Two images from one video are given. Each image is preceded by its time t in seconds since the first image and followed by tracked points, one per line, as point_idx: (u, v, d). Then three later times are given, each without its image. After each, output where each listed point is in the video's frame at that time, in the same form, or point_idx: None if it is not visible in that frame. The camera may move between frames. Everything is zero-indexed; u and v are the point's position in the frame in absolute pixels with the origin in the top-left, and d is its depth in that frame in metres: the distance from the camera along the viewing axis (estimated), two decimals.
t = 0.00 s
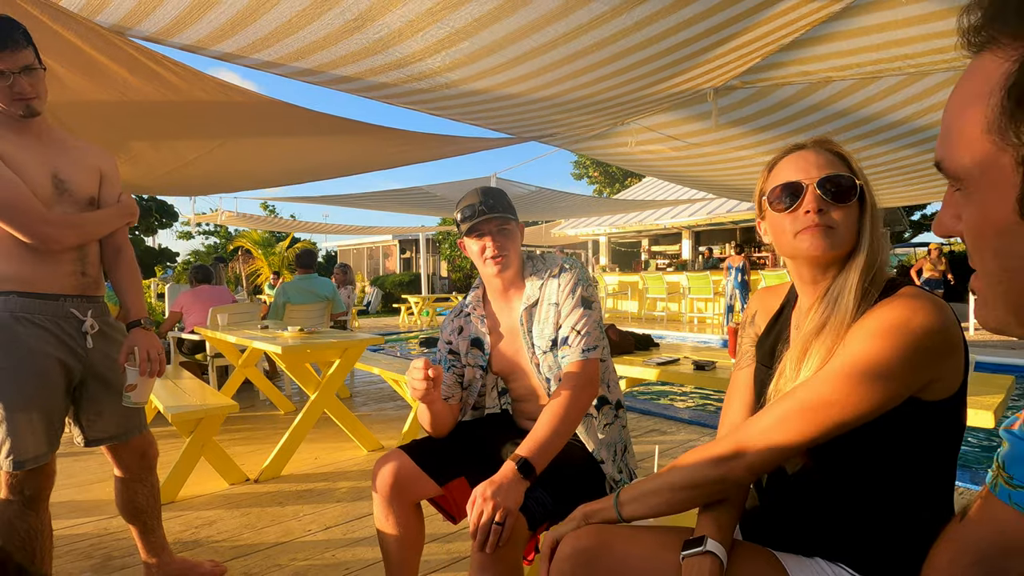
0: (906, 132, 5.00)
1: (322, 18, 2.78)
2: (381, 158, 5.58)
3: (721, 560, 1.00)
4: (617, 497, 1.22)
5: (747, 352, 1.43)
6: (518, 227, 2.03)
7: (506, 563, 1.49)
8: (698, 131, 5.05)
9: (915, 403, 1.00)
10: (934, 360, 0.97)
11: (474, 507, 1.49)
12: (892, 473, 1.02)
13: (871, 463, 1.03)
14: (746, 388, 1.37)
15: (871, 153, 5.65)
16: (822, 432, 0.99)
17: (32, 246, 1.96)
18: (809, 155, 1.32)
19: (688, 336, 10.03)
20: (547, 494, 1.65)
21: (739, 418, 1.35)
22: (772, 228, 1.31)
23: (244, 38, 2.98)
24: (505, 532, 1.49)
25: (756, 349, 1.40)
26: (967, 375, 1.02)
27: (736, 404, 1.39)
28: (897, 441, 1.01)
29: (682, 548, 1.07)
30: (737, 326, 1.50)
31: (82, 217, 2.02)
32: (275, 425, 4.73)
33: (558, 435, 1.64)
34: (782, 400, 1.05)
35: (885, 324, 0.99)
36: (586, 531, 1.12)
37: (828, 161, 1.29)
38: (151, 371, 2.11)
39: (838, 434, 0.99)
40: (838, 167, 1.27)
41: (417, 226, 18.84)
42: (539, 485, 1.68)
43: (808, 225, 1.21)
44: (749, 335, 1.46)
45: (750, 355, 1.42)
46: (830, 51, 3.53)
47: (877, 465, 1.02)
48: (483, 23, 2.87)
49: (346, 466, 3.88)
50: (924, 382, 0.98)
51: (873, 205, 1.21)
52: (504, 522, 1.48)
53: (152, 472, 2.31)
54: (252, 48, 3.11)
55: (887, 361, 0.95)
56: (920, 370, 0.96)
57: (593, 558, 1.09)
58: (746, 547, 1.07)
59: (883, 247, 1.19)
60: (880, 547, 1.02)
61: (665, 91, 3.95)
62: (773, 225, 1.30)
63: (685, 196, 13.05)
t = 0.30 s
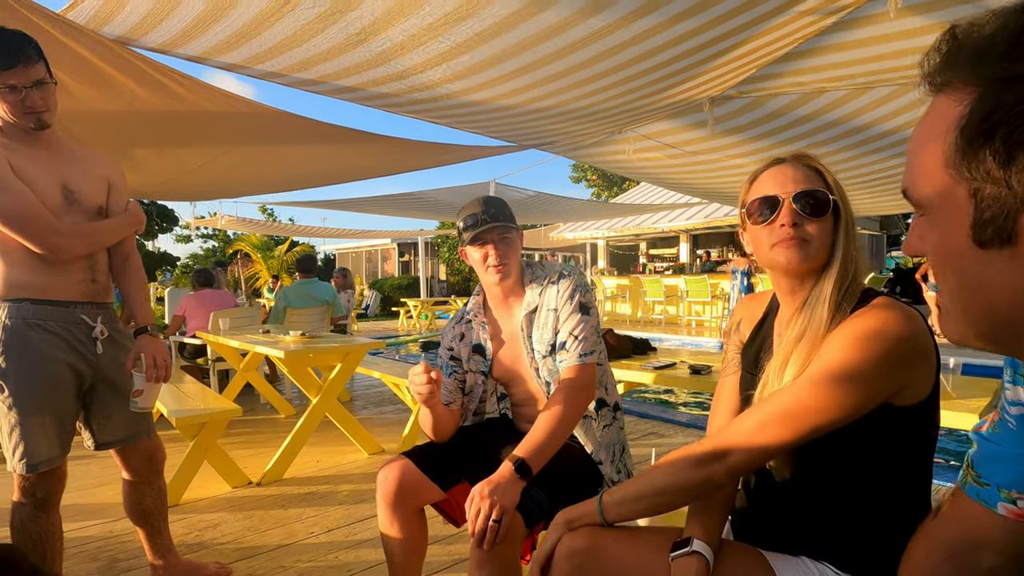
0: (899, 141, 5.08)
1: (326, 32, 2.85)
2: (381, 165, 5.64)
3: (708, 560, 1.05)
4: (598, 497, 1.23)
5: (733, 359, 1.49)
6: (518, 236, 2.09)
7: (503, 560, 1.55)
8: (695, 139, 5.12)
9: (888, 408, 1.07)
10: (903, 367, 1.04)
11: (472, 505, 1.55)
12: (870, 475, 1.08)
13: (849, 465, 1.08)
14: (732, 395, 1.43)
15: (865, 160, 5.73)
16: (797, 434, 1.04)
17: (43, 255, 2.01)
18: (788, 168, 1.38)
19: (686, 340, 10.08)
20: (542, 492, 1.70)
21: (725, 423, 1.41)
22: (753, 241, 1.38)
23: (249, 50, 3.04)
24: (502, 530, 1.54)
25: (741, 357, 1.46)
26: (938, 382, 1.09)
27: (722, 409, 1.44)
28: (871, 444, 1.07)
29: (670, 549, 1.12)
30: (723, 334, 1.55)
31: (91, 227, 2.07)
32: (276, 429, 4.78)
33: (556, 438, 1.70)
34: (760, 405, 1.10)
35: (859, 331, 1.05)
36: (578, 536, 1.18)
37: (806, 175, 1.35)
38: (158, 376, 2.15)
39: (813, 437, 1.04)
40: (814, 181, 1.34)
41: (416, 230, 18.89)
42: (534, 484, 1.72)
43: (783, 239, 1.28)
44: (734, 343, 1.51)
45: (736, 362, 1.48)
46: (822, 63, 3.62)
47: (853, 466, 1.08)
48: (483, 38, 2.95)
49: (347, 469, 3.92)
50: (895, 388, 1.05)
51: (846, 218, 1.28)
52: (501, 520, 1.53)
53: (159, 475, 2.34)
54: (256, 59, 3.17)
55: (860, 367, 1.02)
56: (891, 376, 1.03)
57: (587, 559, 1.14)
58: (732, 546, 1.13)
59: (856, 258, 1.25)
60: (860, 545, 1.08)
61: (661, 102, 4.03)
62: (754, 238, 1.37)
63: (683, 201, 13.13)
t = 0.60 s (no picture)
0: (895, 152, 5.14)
1: (331, 46, 2.90)
2: (383, 174, 5.70)
3: (708, 564, 1.08)
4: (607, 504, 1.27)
5: (728, 368, 1.52)
6: (519, 247, 2.13)
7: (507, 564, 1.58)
8: (694, 149, 5.17)
9: (881, 415, 1.11)
10: (896, 377, 1.08)
11: (476, 510, 1.58)
12: (862, 479, 1.11)
13: (842, 469, 1.12)
14: (728, 402, 1.46)
15: (862, 170, 5.78)
16: (796, 442, 1.08)
17: (53, 265, 2.04)
18: (776, 185, 1.43)
19: (685, 344, 10.12)
20: (545, 498, 1.73)
21: (722, 430, 1.45)
22: (746, 258, 1.43)
23: (255, 62, 3.09)
24: (504, 533, 1.58)
25: (737, 365, 1.49)
26: (928, 389, 1.13)
27: (718, 415, 1.48)
28: (863, 450, 1.11)
29: (670, 556, 1.15)
30: (718, 343, 1.58)
31: (100, 236, 2.11)
32: (278, 434, 4.81)
33: (560, 444, 1.74)
34: (760, 414, 1.13)
35: (852, 341, 1.09)
36: (581, 540, 1.22)
37: (793, 192, 1.39)
38: (163, 381, 2.18)
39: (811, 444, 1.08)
40: (801, 198, 1.38)
41: (416, 235, 18.95)
42: (538, 489, 1.76)
43: (773, 257, 1.32)
44: (729, 351, 1.54)
45: (731, 370, 1.51)
46: (819, 76, 3.67)
47: (845, 471, 1.12)
48: (486, 52, 3.00)
49: (349, 474, 3.96)
50: (888, 396, 1.09)
51: (834, 231, 1.32)
52: (504, 524, 1.57)
53: (166, 480, 2.39)
54: (262, 71, 3.23)
55: (855, 377, 1.05)
56: (884, 385, 1.07)
57: (590, 563, 1.18)
58: (731, 551, 1.16)
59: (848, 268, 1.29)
60: (853, 548, 1.11)
61: (661, 112, 4.08)
62: (746, 255, 1.42)
63: (682, 207, 13.20)
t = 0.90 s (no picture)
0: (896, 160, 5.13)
1: (331, 54, 2.90)
2: (384, 182, 5.70)
3: None
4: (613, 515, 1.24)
5: (728, 373, 1.49)
6: (517, 256, 2.09)
7: None
8: (695, 155, 5.17)
9: (884, 419, 1.09)
10: (896, 380, 1.06)
11: (493, 531, 1.58)
12: (869, 485, 1.09)
13: (849, 477, 1.10)
14: (728, 408, 1.44)
15: (864, 177, 5.77)
16: (797, 451, 1.06)
17: (50, 273, 2.03)
18: (767, 189, 1.42)
19: (686, 349, 10.10)
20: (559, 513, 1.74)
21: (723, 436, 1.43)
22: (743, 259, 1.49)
23: (255, 70, 3.09)
24: (524, 554, 1.59)
25: (737, 371, 1.47)
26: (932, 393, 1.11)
27: (720, 418, 1.46)
28: (869, 455, 1.08)
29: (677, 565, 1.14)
30: (718, 347, 1.56)
31: (98, 243, 2.10)
32: (278, 440, 4.79)
33: (567, 455, 1.72)
34: (760, 422, 1.11)
35: (850, 346, 1.07)
36: (584, 552, 1.20)
37: (779, 195, 1.37)
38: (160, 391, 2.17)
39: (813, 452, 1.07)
40: (785, 201, 1.35)
41: (417, 240, 18.95)
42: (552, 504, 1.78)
43: (743, 263, 1.40)
44: (730, 354, 1.52)
45: (732, 375, 1.48)
46: (821, 83, 3.66)
47: (849, 478, 1.09)
48: (486, 60, 3.00)
49: (350, 481, 3.93)
50: (889, 399, 1.07)
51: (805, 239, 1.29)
52: (524, 544, 1.58)
53: (164, 488, 2.37)
54: (263, 79, 3.22)
55: (855, 383, 1.04)
56: (884, 389, 1.05)
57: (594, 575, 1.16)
58: (736, 563, 1.13)
59: (822, 275, 1.26)
60: (862, 557, 1.10)
61: (662, 119, 4.07)
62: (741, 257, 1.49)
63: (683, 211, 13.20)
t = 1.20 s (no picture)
0: (907, 162, 5.03)
1: (330, 59, 2.83)
2: (386, 189, 5.63)
3: None
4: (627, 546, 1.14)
5: (750, 391, 1.43)
6: (521, 266, 2.01)
7: None
8: (702, 158, 5.08)
9: (926, 449, 1.00)
10: (938, 406, 0.97)
11: (503, 561, 1.48)
12: (908, 518, 1.01)
13: (886, 510, 1.02)
14: (750, 427, 1.39)
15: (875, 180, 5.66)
16: (833, 485, 0.98)
17: (37, 287, 1.95)
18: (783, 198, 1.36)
19: (693, 352, 10.00)
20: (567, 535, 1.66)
21: (746, 455, 1.38)
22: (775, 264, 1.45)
23: (252, 75, 3.02)
24: None
25: (759, 389, 1.41)
26: (976, 419, 1.02)
27: (741, 439, 1.40)
28: (910, 486, 1.00)
29: None
30: (737, 362, 1.48)
31: (88, 256, 2.01)
32: (280, 449, 4.72)
33: (579, 476, 1.64)
34: (789, 451, 1.02)
35: (890, 369, 0.99)
36: None
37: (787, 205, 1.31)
38: (146, 410, 2.08)
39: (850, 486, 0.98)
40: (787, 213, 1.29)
41: (421, 243, 18.89)
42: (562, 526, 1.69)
43: (754, 275, 1.40)
44: (752, 370, 1.45)
45: (754, 395, 1.42)
46: (833, 84, 3.57)
47: (887, 510, 1.02)
48: (488, 65, 2.92)
49: (352, 492, 3.85)
50: (932, 427, 0.98)
51: (794, 255, 1.24)
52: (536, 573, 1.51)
53: (160, 506, 2.29)
54: (260, 84, 3.16)
55: (894, 409, 0.96)
56: (926, 416, 0.97)
57: None
58: None
59: (810, 293, 1.22)
60: None
61: (669, 123, 3.99)
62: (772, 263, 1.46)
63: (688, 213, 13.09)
